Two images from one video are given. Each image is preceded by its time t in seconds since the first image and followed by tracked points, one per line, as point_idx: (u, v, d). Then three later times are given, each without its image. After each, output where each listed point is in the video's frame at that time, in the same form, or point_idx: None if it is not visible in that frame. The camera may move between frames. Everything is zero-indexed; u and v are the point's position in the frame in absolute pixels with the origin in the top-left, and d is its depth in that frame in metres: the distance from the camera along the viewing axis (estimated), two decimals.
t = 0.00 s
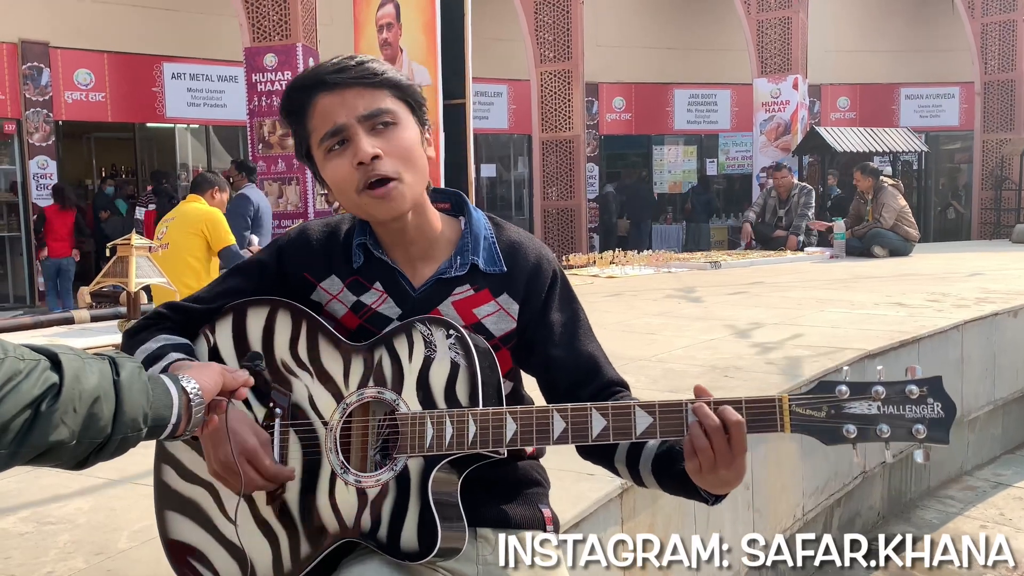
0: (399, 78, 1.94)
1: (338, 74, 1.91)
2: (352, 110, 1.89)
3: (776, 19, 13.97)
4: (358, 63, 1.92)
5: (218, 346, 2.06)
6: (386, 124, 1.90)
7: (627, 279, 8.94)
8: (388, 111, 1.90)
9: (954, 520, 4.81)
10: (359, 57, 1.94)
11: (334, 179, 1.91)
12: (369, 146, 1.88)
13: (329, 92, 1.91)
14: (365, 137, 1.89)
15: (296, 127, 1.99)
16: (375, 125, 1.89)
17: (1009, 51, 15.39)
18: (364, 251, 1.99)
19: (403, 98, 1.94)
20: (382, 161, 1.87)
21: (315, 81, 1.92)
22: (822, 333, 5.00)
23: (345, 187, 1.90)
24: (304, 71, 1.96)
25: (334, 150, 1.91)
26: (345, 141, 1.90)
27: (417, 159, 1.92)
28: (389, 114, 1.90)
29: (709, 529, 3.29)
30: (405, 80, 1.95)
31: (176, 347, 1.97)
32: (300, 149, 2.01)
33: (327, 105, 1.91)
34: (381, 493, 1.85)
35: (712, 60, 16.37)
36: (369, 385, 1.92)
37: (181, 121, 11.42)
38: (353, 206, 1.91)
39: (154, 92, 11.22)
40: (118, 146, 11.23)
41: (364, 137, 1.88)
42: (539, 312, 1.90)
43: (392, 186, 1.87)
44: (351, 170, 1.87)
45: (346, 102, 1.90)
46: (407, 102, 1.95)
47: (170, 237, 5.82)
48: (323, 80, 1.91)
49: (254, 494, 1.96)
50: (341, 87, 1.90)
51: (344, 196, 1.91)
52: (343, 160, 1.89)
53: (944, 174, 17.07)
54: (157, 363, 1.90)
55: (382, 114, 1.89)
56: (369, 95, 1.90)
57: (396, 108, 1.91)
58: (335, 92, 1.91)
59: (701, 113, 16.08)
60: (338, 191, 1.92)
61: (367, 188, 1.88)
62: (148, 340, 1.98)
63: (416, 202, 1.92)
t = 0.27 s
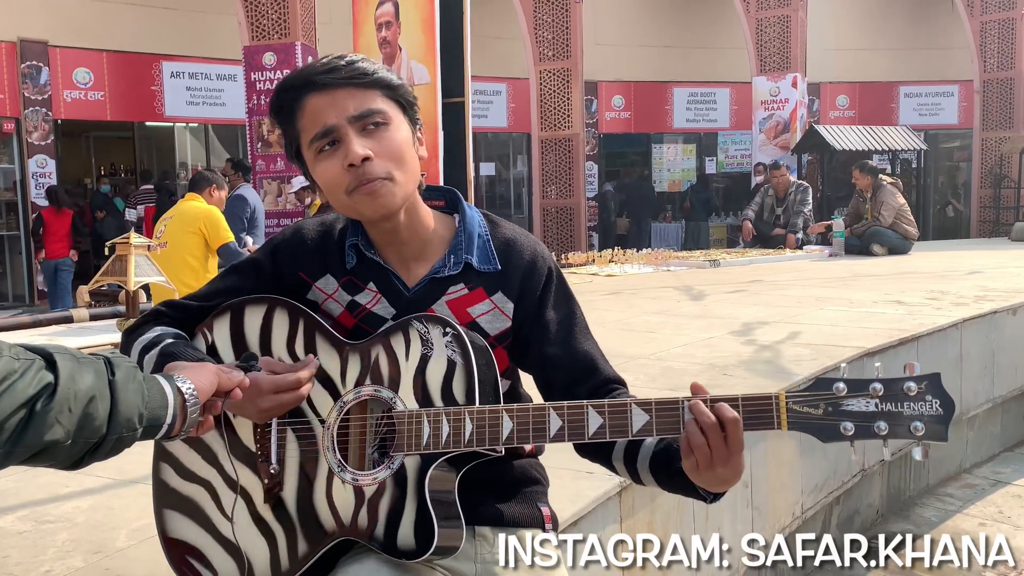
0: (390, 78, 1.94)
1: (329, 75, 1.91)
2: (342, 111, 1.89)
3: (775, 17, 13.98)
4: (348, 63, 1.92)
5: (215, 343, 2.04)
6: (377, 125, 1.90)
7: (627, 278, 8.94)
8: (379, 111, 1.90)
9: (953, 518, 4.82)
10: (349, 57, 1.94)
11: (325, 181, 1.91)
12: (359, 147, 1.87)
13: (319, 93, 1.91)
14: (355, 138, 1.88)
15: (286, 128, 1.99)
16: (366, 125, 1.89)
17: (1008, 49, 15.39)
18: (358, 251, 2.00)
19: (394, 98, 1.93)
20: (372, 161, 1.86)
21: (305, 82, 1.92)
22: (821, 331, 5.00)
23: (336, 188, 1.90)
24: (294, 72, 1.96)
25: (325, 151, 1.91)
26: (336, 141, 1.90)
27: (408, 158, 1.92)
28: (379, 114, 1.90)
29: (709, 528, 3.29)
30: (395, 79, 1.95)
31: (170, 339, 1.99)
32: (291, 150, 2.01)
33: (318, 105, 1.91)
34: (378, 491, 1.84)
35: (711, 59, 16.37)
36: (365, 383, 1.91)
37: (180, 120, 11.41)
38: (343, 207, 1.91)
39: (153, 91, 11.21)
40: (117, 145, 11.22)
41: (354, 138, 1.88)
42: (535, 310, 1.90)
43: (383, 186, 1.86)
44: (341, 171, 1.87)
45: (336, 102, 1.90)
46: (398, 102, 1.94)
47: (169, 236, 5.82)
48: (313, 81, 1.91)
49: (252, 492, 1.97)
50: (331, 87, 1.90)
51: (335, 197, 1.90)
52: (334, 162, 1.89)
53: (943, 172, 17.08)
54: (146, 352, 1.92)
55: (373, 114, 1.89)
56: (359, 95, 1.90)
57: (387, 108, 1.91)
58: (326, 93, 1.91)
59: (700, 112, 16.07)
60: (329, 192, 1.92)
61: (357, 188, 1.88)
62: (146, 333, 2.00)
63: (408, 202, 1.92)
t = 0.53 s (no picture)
0: (401, 81, 1.93)
1: (340, 76, 1.90)
2: (351, 112, 1.89)
3: (775, 18, 13.99)
4: (361, 64, 1.91)
5: (215, 345, 2.05)
6: (387, 128, 1.89)
7: (626, 278, 8.94)
8: (388, 115, 1.89)
9: (953, 520, 4.82)
10: (363, 58, 1.93)
11: (331, 179, 1.91)
12: (366, 149, 1.87)
13: (329, 93, 1.91)
14: (365, 140, 1.88)
15: (295, 124, 1.99)
16: (374, 128, 1.89)
17: (1008, 51, 15.39)
18: (361, 253, 1.99)
19: (405, 102, 1.93)
20: (378, 164, 1.87)
21: (316, 82, 1.92)
22: (821, 332, 5.00)
23: (341, 188, 1.90)
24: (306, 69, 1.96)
25: (332, 151, 1.91)
26: (343, 143, 1.90)
27: (417, 163, 1.91)
28: (388, 118, 1.90)
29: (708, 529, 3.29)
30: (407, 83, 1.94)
31: (170, 354, 1.97)
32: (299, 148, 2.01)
33: (327, 105, 1.90)
34: (378, 494, 1.84)
35: (710, 60, 16.37)
36: (366, 386, 1.91)
37: (180, 121, 11.41)
38: (348, 207, 1.91)
39: (153, 92, 11.21)
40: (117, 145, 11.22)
41: (364, 140, 1.88)
42: (537, 313, 1.90)
43: (388, 189, 1.87)
44: (347, 172, 1.88)
45: (345, 104, 1.89)
46: (409, 105, 1.94)
47: (169, 237, 5.80)
48: (324, 80, 1.91)
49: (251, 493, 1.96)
50: (342, 88, 1.90)
51: (340, 197, 1.91)
52: (342, 161, 1.89)
53: (943, 173, 17.11)
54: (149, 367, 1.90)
55: (382, 117, 1.89)
56: (370, 97, 1.90)
57: (396, 112, 1.91)
58: (335, 94, 1.90)
59: (700, 113, 16.08)
60: (335, 191, 1.93)
61: (362, 188, 1.88)
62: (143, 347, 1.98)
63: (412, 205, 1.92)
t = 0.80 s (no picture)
0: (417, 84, 1.89)
1: (354, 70, 1.88)
2: (358, 110, 1.88)
3: (776, 17, 13.98)
4: (379, 61, 1.87)
5: (218, 342, 2.04)
6: (390, 131, 1.88)
7: (627, 278, 8.94)
8: (394, 118, 1.88)
9: (955, 519, 4.81)
10: (383, 55, 1.90)
11: (333, 172, 1.93)
12: (363, 149, 1.87)
13: (342, 86, 1.90)
14: (364, 139, 1.88)
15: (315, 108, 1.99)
16: (378, 129, 1.88)
17: (1009, 50, 15.38)
18: (369, 251, 1.99)
19: (417, 105, 1.90)
20: (371, 166, 1.87)
21: (332, 73, 1.91)
22: (822, 331, 5.00)
23: (340, 182, 1.92)
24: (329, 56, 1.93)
25: (335, 143, 1.92)
26: (346, 138, 1.90)
27: (416, 169, 1.89)
28: (393, 121, 1.88)
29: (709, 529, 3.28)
30: (424, 84, 1.90)
31: (172, 355, 1.94)
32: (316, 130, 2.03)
33: (338, 98, 1.90)
34: (382, 494, 1.85)
35: (711, 59, 16.37)
36: (369, 385, 1.91)
37: (181, 120, 11.41)
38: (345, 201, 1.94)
39: (154, 91, 11.21)
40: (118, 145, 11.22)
41: (361, 140, 1.88)
42: (543, 315, 1.90)
43: (377, 191, 1.87)
44: (341, 168, 1.89)
45: (353, 100, 1.88)
46: (422, 108, 1.91)
47: (170, 235, 5.83)
48: (339, 72, 1.90)
49: (254, 491, 1.96)
50: (354, 84, 1.89)
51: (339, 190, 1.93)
52: (339, 157, 1.90)
53: (944, 173, 17.14)
54: (150, 368, 1.87)
55: (387, 120, 1.88)
56: (379, 97, 1.88)
57: (403, 116, 1.88)
58: (346, 89, 1.89)
59: (701, 112, 16.07)
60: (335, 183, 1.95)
61: (354, 186, 1.89)
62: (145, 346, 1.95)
63: (409, 208, 1.92)
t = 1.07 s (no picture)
0: (437, 88, 1.88)
1: (375, 69, 1.88)
2: (374, 109, 1.88)
3: (778, 17, 13.96)
4: (402, 63, 1.86)
5: (227, 339, 2.05)
6: (401, 133, 1.87)
7: (630, 277, 8.94)
8: (408, 120, 1.87)
9: (958, 519, 4.81)
10: (407, 56, 1.88)
11: (345, 167, 1.95)
12: (374, 148, 1.87)
13: (362, 82, 1.90)
14: (376, 139, 1.88)
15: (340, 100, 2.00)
16: (392, 130, 1.88)
17: (1012, 49, 15.35)
18: (381, 249, 1.98)
19: (434, 109, 1.89)
20: (378, 167, 1.88)
21: (355, 68, 1.91)
22: (826, 331, 5.00)
23: (350, 178, 1.94)
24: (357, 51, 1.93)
25: (350, 139, 1.93)
26: (360, 135, 1.91)
27: (424, 173, 1.89)
28: (408, 123, 1.87)
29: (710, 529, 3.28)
30: (443, 88, 1.88)
31: (182, 351, 1.96)
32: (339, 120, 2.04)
33: (357, 94, 1.90)
34: (387, 493, 1.84)
35: (714, 58, 16.35)
36: (377, 384, 1.92)
37: (183, 119, 11.42)
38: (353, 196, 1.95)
39: (156, 91, 11.22)
40: (121, 144, 11.23)
41: (370, 139, 1.88)
42: (552, 318, 1.90)
43: (383, 191, 1.88)
44: (352, 165, 1.90)
45: (371, 98, 1.88)
46: (439, 112, 1.89)
47: (174, 235, 5.85)
48: (360, 69, 1.89)
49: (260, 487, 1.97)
50: (372, 82, 1.88)
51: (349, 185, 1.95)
52: (349, 155, 1.91)
53: (947, 172, 17.18)
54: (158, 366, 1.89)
55: (401, 121, 1.87)
56: (396, 98, 1.87)
57: (418, 119, 1.88)
58: (365, 86, 1.89)
59: (703, 111, 16.06)
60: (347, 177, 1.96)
61: (362, 184, 1.90)
62: (154, 340, 1.97)
63: (417, 211, 1.92)
